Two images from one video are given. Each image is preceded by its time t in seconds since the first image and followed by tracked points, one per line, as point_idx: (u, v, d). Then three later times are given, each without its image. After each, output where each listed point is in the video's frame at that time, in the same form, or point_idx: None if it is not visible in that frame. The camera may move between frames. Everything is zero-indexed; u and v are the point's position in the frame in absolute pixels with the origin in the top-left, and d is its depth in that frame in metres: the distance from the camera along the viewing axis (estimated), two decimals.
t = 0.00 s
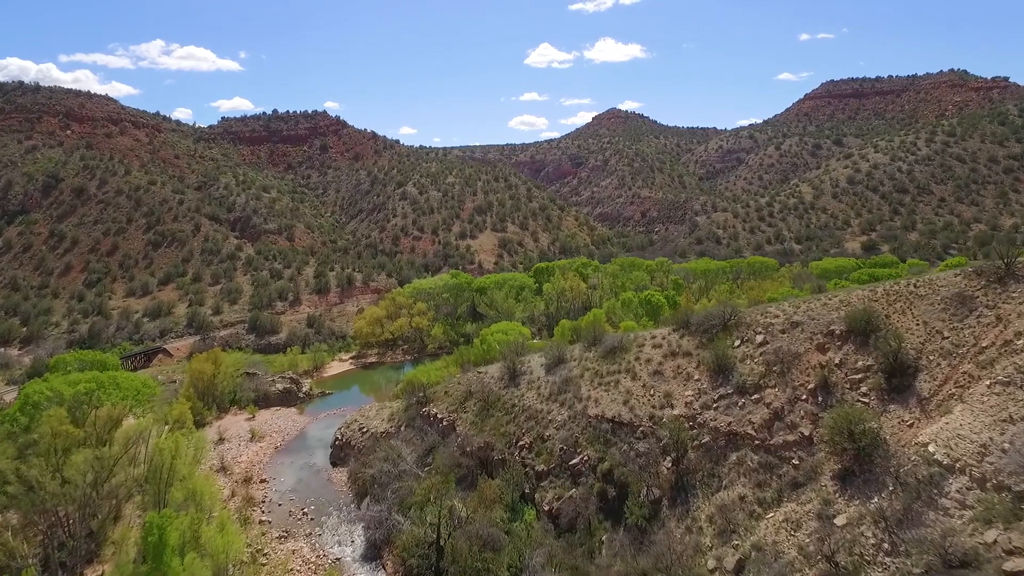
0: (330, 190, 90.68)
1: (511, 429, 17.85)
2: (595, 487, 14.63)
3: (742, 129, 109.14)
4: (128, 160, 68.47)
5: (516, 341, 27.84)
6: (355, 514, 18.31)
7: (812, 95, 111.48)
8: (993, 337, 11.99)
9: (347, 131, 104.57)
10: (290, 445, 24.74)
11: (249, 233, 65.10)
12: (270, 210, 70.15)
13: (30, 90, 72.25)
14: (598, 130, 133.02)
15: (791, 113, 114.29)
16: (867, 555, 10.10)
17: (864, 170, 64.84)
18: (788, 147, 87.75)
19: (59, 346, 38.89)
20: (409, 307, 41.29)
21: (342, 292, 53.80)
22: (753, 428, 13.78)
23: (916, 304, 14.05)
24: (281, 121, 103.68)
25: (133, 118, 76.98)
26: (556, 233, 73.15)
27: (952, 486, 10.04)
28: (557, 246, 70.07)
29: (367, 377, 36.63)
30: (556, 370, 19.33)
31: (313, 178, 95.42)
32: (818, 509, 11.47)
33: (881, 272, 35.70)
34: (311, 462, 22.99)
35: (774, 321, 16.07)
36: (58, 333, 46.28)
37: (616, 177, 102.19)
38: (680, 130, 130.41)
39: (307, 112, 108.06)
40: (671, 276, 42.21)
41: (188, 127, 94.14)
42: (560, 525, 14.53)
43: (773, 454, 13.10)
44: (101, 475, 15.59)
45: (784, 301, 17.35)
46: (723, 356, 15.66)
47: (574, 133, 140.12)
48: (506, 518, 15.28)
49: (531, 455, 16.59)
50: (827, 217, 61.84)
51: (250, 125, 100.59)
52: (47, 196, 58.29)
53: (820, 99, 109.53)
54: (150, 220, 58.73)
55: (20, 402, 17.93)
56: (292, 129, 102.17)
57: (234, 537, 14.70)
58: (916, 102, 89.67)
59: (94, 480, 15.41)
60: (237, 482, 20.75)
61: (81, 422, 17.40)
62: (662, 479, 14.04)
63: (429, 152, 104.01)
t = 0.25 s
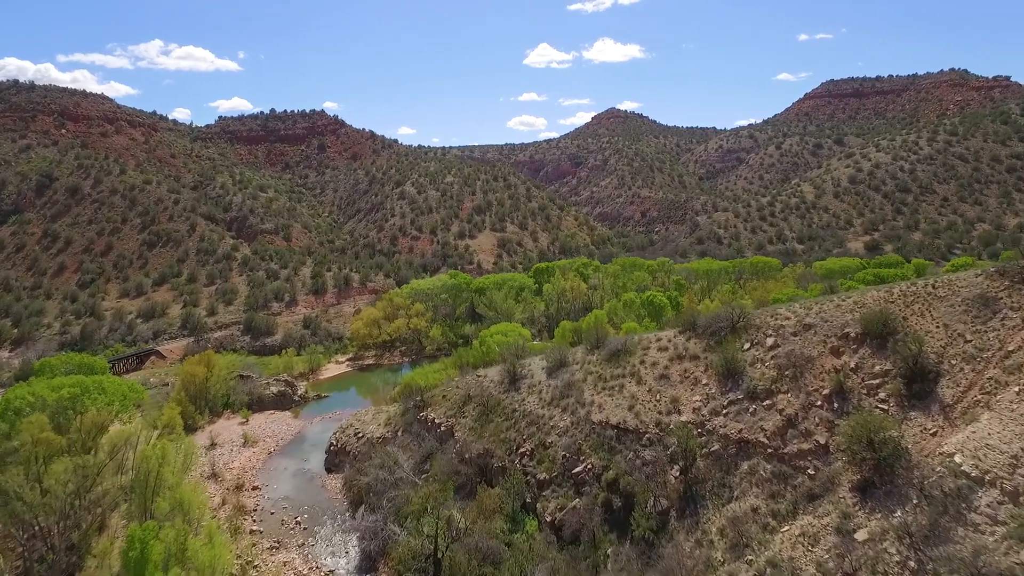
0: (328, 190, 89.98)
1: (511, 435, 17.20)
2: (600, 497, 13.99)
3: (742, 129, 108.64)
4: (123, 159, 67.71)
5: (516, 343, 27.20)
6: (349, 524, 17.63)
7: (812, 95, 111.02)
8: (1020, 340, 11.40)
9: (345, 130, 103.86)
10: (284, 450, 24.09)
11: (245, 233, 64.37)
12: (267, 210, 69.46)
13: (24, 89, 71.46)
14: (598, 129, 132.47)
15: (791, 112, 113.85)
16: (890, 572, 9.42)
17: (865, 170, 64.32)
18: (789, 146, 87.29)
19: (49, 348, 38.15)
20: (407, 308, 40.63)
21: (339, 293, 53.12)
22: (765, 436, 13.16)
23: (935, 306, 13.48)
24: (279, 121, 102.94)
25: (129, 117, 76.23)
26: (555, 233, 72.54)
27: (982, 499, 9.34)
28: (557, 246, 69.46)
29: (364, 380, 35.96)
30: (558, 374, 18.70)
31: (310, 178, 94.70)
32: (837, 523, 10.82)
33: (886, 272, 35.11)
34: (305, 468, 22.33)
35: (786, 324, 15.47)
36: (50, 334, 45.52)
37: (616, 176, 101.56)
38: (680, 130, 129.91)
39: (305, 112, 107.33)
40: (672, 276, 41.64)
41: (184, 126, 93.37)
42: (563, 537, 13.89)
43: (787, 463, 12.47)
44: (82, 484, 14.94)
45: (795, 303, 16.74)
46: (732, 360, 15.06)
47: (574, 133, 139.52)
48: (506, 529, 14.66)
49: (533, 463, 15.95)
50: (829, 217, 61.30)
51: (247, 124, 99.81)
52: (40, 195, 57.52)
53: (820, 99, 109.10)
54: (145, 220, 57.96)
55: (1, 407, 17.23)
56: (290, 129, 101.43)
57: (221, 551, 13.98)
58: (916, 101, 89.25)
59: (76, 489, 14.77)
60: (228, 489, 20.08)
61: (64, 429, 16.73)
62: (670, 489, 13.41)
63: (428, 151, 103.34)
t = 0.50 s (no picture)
0: (327, 190, 89.41)
1: (512, 442, 16.63)
2: (605, 507, 13.42)
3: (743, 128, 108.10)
4: (120, 158, 67.11)
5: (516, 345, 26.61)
6: (344, 532, 17.05)
7: (813, 95, 110.51)
8: None
9: (344, 130, 103.28)
10: (278, 454, 23.47)
11: (242, 233, 63.76)
12: (265, 209, 68.88)
13: (20, 88, 70.86)
14: (598, 129, 131.92)
15: (792, 112, 113.33)
16: None
17: (868, 169, 63.77)
18: (790, 146, 86.81)
19: (42, 350, 37.54)
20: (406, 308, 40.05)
21: (336, 294, 52.53)
22: (777, 444, 12.61)
23: (954, 308, 12.92)
24: (277, 120, 102.34)
25: (126, 116, 75.62)
26: (555, 232, 71.96)
27: (1012, 513, 8.77)
28: (557, 246, 68.90)
29: (362, 382, 35.34)
30: (560, 377, 18.14)
31: (309, 177, 94.09)
32: (854, 537, 10.25)
33: (892, 272, 34.57)
34: (300, 473, 21.72)
35: (796, 326, 14.91)
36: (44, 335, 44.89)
37: (616, 176, 100.96)
38: (680, 129, 129.39)
39: (304, 111, 106.73)
40: (674, 277, 41.07)
41: (182, 126, 92.75)
42: (566, 549, 13.32)
43: (801, 473, 11.92)
44: (67, 493, 14.39)
45: (805, 304, 16.20)
46: (741, 364, 14.51)
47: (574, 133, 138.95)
48: (507, 540, 14.11)
49: (534, 471, 15.37)
50: (832, 217, 60.77)
51: (245, 123, 99.18)
52: (36, 195, 56.89)
53: (821, 98, 108.56)
54: (141, 220, 57.34)
55: None
56: (288, 128, 100.82)
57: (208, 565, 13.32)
58: (918, 100, 88.74)
59: (59, 499, 14.22)
60: (220, 496, 19.49)
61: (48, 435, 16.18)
62: (677, 499, 12.85)
63: (427, 151, 102.78)
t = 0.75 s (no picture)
0: (325, 189, 88.70)
1: (511, 450, 15.97)
2: (609, 521, 12.75)
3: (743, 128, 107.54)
4: (115, 158, 66.36)
5: (516, 347, 25.97)
6: (337, 544, 16.35)
7: (813, 94, 110.01)
8: None
9: (343, 129, 102.61)
10: (271, 461, 22.77)
11: (239, 233, 63.05)
12: (262, 209, 68.20)
13: (15, 87, 70.09)
14: (598, 128, 131.35)
15: (793, 112, 112.79)
16: None
17: (870, 169, 63.18)
18: (791, 146, 86.28)
19: (32, 352, 36.77)
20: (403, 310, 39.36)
21: (333, 294, 51.84)
22: (791, 454, 11.96)
23: (977, 311, 12.31)
24: (275, 119, 101.62)
25: (122, 115, 74.89)
26: (555, 232, 71.31)
27: None
28: (557, 246, 68.26)
29: (359, 384, 34.64)
30: (562, 382, 17.49)
31: (307, 177, 93.37)
32: (878, 557, 9.53)
33: (898, 273, 33.96)
34: (293, 481, 21.02)
35: (810, 330, 14.26)
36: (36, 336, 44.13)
37: (616, 176, 100.26)
38: (680, 129, 128.85)
39: (302, 111, 106.02)
40: (676, 277, 40.41)
41: (179, 125, 91.96)
42: (568, 565, 12.63)
43: (817, 486, 11.26)
44: (46, 505, 13.75)
45: (817, 306, 15.55)
46: (751, 370, 13.89)
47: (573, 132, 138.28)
48: (506, 555, 13.43)
49: (535, 481, 14.70)
50: (834, 217, 60.18)
51: (243, 123, 98.40)
52: (29, 194, 56.09)
53: (821, 98, 108.02)
54: (136, 220, 56.60)
55: None
56: (287, 128, 100.10)
57: None
58: (919, 100, 88.27)
59: (37, 511, 13.61)
60: (209, 505, 18.81)
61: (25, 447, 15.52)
62: (685, 513, 12.18)
63: (426, 151, 102.12)
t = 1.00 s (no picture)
0: (322, 189, 88.09)
1: (510, 458, 15.40)
2: (612, 534, 12.18)
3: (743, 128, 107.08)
4: (110, 158, 65.70)
5: (515, 350, 25.40)
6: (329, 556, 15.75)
7: (813, 94, 109.68)
8: None
9: (341, 129, 101.98)
10: (264, 467, 22.16)
11: (235, 234, 62.39)
12: (258, 209, 67.56)
13: (9, 86, 69.36)
14: (597, 128, 130.84)
15: (792, 112, 112.44)
16: None
17: (871, 168, 62.74)
18: (791, 145, 85.87)
19: (23, 355, 36.12)
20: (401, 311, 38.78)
21: (330, 295, 51.25)
22: (803, 465, 11.39)
23: (999, 315, 11.76)
24: (273, 119, 100.96)
25: (118, 114, 74.21)
26: (554, 233, 70.77)
27: None
28: (557, 247, 67.72)
29: (355, 387, 34.03)
30: (562, 388, 16.93)
31: (304, 177, 92.75)
32: None
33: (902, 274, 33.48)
34: (286, 489, 20.40)
35: (820, 335, 13.70)
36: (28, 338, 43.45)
37: (616, 175, 99.73)
38: (679, 129, 128.39)
39: (300, 110, 105.37)
40: (677, 278, 39.89)
41: (175, 125, 91.25)
42: None
43: (831, 499, 10.70)
44: (22, 517, 13.26)
45: (827, 309, 15.00)
46: (760, 375, 13.31)
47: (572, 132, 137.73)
48: (505, 569, 12.86)
49: (535, 491, 14.12)
50: (836, 217, 59.72)
51: (240, 122, 97.72)
52: (23, 194, 55.41)
53: (821, 98, 107.66)
54: (131, 220, 55.94)
55: None
56: (284, 127, 99.44)
57: None
58: (919, 100, 87.94)
59: (13, 524, 13.14)
60: (198, 515, 18.18)
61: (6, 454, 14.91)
62: (692, 527, 11.61)
63: (424, 150, 101.50)
